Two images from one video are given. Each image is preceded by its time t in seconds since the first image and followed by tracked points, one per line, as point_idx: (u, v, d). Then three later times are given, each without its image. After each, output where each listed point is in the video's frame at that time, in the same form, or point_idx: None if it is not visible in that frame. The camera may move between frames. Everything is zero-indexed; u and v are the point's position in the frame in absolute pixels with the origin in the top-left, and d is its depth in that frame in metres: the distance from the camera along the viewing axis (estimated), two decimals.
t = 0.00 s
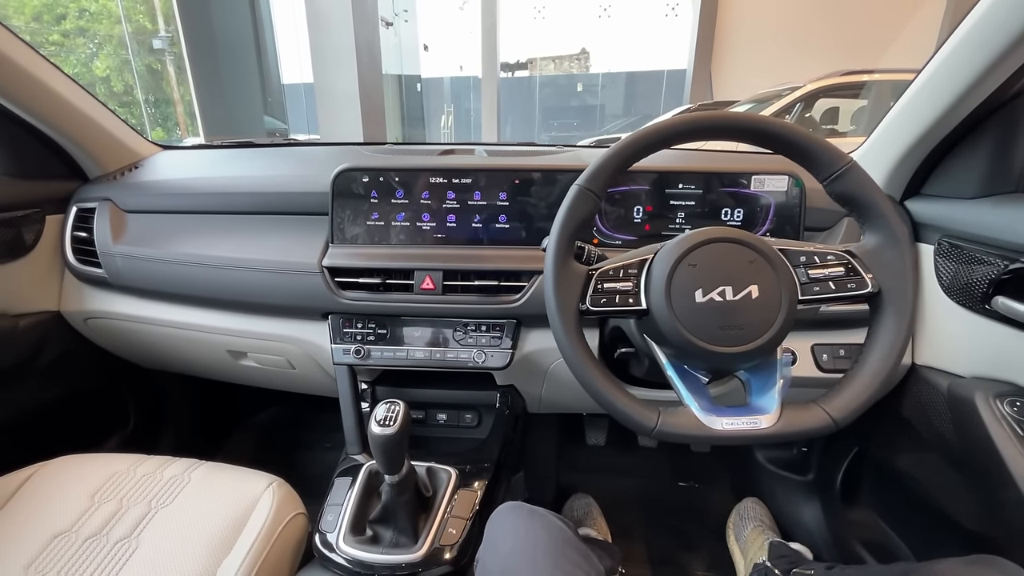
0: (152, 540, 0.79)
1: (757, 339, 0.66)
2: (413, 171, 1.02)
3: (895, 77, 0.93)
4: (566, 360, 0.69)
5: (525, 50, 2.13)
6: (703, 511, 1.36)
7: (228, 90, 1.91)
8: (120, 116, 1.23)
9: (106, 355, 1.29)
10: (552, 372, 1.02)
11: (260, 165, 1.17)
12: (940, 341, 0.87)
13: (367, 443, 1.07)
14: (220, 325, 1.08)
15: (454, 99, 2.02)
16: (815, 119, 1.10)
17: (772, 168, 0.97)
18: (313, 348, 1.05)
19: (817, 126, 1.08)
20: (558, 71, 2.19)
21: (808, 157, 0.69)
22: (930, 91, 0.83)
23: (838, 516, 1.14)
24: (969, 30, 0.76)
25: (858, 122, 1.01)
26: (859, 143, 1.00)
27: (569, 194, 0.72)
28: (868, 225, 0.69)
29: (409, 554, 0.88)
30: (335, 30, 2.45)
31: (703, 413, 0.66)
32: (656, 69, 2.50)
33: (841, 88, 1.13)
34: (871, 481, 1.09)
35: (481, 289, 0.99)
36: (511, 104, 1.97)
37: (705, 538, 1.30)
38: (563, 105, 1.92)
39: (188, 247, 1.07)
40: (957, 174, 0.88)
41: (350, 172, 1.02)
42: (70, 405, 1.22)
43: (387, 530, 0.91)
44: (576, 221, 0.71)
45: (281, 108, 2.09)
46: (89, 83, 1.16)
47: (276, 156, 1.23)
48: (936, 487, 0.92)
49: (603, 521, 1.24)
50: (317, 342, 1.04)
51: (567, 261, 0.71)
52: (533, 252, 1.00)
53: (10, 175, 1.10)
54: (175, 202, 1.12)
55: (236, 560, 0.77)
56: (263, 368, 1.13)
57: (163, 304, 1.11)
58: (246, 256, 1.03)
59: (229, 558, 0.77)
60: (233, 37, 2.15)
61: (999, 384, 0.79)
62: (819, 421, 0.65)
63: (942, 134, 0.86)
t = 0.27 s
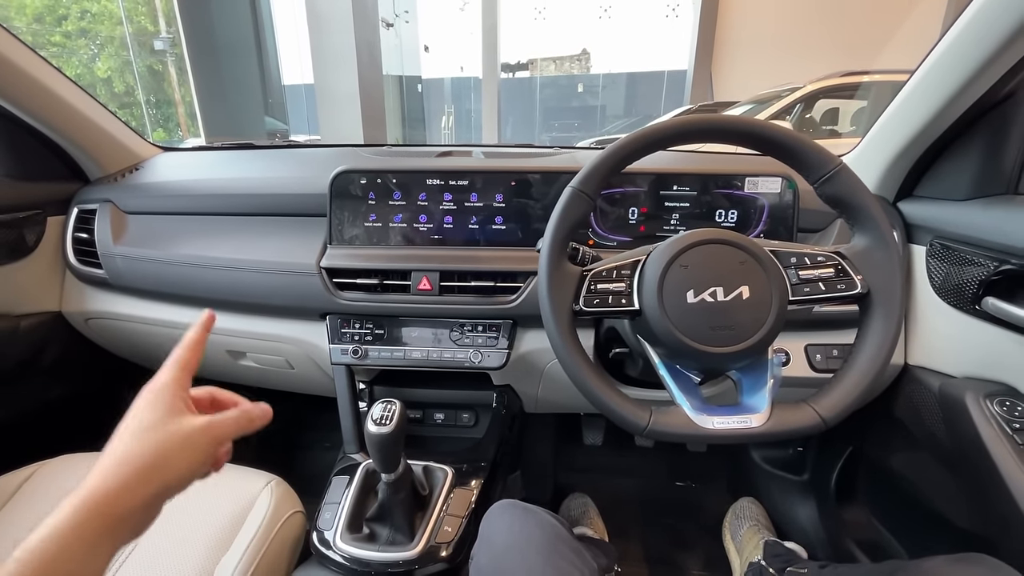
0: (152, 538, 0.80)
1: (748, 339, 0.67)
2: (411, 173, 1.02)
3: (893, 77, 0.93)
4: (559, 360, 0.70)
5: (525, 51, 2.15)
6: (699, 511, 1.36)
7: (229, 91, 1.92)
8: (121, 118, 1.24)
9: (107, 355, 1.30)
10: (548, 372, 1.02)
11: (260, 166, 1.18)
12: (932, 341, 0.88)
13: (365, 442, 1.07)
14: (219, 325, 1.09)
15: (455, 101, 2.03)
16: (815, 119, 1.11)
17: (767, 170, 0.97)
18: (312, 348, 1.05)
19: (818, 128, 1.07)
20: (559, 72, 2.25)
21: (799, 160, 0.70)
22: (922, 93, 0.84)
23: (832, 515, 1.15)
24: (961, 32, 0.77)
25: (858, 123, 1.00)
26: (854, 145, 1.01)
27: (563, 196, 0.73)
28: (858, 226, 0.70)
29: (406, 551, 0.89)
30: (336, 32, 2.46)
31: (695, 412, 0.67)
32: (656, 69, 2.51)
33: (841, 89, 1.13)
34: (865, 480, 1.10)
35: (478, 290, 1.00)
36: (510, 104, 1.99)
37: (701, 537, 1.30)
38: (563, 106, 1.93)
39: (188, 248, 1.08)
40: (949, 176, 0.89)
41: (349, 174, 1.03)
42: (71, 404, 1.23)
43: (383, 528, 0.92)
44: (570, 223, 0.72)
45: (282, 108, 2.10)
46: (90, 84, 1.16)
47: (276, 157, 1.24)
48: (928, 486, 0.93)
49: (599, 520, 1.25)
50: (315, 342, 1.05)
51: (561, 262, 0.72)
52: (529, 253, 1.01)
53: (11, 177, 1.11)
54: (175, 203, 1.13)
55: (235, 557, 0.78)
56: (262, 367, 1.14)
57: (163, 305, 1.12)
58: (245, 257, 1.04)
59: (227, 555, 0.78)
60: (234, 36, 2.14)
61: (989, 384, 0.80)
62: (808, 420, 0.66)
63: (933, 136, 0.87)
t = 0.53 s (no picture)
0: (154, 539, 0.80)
1: (750, 340, 0.67)
2: (412, 174, 1.02)
3: (892, 79, 0.93)
4: (561, 361, 0.70)
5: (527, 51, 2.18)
6: (701, 512, 1.36)
7: (231, 91, 1.92)
8: (123, 119, 1.24)
9: (108, 356, 1.30)
10: (549, 372, 1.02)
11: (261, 167, 1.18)
12: (934, 343, 0.88)
13: (367, 443, 1.07)
14: (221, 326, 1.09)
15: (456, 101, 2.06)
16: (816, 121, 1.11)
17: (768, 171, 0.97)
18: (313, 349, 1.06)
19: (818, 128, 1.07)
20: (560, 72, 2.33)
21: (801, 162, 0.70)
22: (923, 95, 0.84)
23: (833, 516, 1.15)
24: (961, 34, 0.77)
25: (861, 123, 1.00)
26: (855, 146, 1.01)
27: (564, 198, 0.73)
28: (859, 228, 0.70)
29: (407, 552, 0.89)
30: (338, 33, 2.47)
31: (697, 414, 0.67)
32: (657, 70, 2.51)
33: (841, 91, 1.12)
34: (867, 481, 1.10)
35: (479, 291, 1.00)
36: (511, 104, 1.99)
37: (703, 538, 1.30)
38: (564, 107, 1.92)
39: (190, 249, 1.08)
40: (951, 176, 0.88)
41: (350, 174, 1.03)
42: (73, 406, 1.23)
43: (385, 529, 0.92)
44: (571, 224, 0.72)
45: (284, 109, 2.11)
46: (92, 85, 1.17)
47: (277, 158, 1.24)
48: (930, 487, 0.93)
49: (600, 521, 1.25)
50: (317, 343, 1.05)
51: (562, 263, 0.72)
52: (530, 254, 1.01)
53: (14, 178, 1.11)
54: (177, 204, 1.14)
55: (237, 558, 0.78)
56: (263, 368, 1.14)
57: (165, 306, 1.12)
58: (247, 257, 1.05)
59: (229, 556, 0.78)
60: (235, 34, 2.13)
61: (990, 385, 0.80)
62: (810, 422, 0.66)
63: (935, 136, 0.87)
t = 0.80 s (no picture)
0: (150, 543, 0.79)
1: (757, 341, 0.65)
2: (412, 173, 1.01)
3: (896, 78, 0.93)
4: (564, 362, 0.69)
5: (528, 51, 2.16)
6: (703, 514, 1.35)
7: (230, 91, 1.91)
8: (122, 120, 1.23)
9: (106, 357, 1.29)
10: (551, 374, 1.01)
11: (260, 166, 1.17)
12: (942, 344, 0.87)
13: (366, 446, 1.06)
14: (219, 326, 1.08)
15: (456, 102, 2.02)
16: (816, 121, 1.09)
17: (773, 170, 0.96)
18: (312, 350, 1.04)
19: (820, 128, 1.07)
20: (562, 73, 2.29)
21: (808, 160, 0.68)
22: (930, 93, 0.83)
23: (838, 520, 1.14)
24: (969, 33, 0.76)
25: (862, 123, 1.00)
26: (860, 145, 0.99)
27: (567, 196, 0.71)
28: (867, 227, 0.69)
29: (407, 557, 0.88)
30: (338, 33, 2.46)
31: (702, 417, 0.66)
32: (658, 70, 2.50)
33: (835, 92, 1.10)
34: (873, 484, 1.09)
35: (480, 291, 0.99)
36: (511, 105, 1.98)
37: (705, 541, 1.29)
38: (564, 106, 1.91)
39: (188, 249, 1.07)
40: (959, 175, 0.87)
41: (350, 174, 1.01)
42: (70, 407, 1.22)
43: (385, 533, 0.89)
44: (574, 223, 0.71)
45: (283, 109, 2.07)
46: (92, 86, 1.15)
47: (276, 157, 1.22)
48: (937, 491, 0.92)
49: (602, 524, 1.24)
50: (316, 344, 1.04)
51: (565, 263, 0.71)
52: (532, 254, 1.00)
53: (10, 177, 1.10)
54: (175, 203, 1.12)
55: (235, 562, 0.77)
56: (261, 369, 1.13)
57: (162, 306, 1.11)
58: (245, 257, 1.03)
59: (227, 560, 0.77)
60: (234, 32, 2.11)
61: (1000, 387, 0.78)
62: (818, 425, 0.65)
63: (943, 135, 0.86)
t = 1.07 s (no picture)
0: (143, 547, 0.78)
1: (763, 342, 0.64)
2: (410, 171, 0.99)
3: (900, 77, 0.94)
4: (565, 363, 0.68)
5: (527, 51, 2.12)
6: (706, 517, 1.33)
7: (228, 91, 1.90)
8: (120, 119, 1.21)
9: (101, 358, 1.27)
10: (552, 375, 1.00)
11: (256, 164, 1.15)
12: (949, 344, 0.85)
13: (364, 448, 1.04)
14: (215, 326, 1.06)
15: (456, 102, 1.98)
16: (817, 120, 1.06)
17: (777, 168, 0.94)
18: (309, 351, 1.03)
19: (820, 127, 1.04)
20: (561, 73, 2.21)
21: (814, 156, 0.67)
22: (937, 89, 0.82)
23: (843, 522, 1.12)
24: (977, 28, 0.74)
25: (861, 123, 1.00)
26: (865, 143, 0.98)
27: (568, 193, 0.70)
28: (876, 224, 0.67)
29: (405, 562, 0.87)
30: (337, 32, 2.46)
31: (707, 419, 0.64)
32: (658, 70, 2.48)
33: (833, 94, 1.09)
34: (878, 486, 1.07)
35: (479, 290, 0.97)
36: (511, 105, 1.97)
37: (708, 544, 1.27)
38: (563, 106, 1.89)
39: (183, 248, 1.05)
40: (967, 172, 0.86)
41: (347, 171, 1.00)
42: (64, 408, 1.21)
43: (382, 537, 0.88)
44: (575, 221, 0.69)
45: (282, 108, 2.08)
46: (91, 84, 1.15)
47: (273, 155, 1.21)
48: (945, 494, 0.90)
49: (604, 526, 1.22)
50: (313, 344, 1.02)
51: (566, 262, 0.69)
52: (532, 253, 0.98)
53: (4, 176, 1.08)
54: (170, 202, 1.11)
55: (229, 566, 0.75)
56: (258, 370, 1.12)
57: (157, 306, 1.10)
58: (241, 256, 1.02)
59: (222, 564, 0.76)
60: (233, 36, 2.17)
61: (1009, 388, 0.77)
62: (826, 428, 0.63)
63: (951, 131, 0.84)
